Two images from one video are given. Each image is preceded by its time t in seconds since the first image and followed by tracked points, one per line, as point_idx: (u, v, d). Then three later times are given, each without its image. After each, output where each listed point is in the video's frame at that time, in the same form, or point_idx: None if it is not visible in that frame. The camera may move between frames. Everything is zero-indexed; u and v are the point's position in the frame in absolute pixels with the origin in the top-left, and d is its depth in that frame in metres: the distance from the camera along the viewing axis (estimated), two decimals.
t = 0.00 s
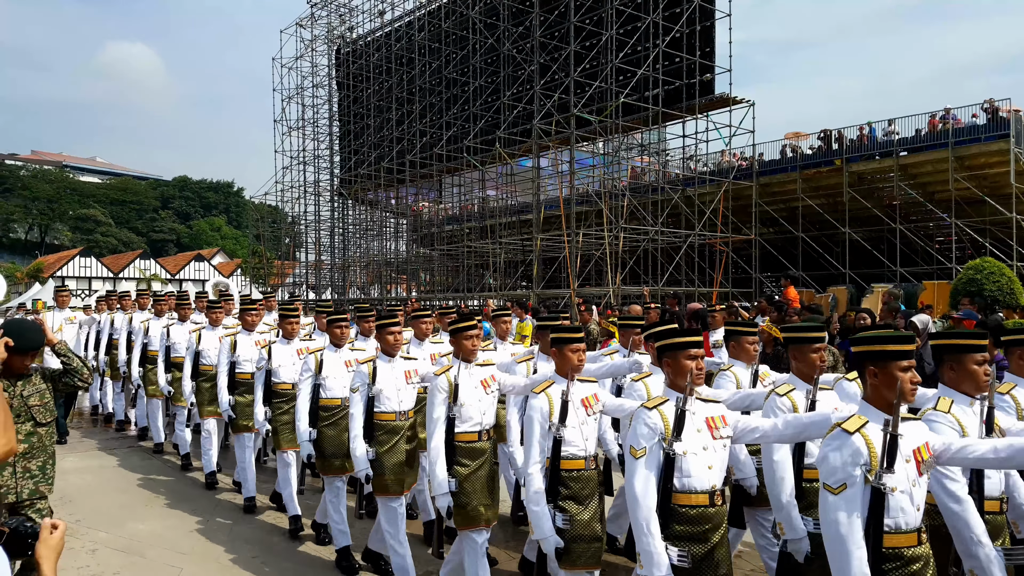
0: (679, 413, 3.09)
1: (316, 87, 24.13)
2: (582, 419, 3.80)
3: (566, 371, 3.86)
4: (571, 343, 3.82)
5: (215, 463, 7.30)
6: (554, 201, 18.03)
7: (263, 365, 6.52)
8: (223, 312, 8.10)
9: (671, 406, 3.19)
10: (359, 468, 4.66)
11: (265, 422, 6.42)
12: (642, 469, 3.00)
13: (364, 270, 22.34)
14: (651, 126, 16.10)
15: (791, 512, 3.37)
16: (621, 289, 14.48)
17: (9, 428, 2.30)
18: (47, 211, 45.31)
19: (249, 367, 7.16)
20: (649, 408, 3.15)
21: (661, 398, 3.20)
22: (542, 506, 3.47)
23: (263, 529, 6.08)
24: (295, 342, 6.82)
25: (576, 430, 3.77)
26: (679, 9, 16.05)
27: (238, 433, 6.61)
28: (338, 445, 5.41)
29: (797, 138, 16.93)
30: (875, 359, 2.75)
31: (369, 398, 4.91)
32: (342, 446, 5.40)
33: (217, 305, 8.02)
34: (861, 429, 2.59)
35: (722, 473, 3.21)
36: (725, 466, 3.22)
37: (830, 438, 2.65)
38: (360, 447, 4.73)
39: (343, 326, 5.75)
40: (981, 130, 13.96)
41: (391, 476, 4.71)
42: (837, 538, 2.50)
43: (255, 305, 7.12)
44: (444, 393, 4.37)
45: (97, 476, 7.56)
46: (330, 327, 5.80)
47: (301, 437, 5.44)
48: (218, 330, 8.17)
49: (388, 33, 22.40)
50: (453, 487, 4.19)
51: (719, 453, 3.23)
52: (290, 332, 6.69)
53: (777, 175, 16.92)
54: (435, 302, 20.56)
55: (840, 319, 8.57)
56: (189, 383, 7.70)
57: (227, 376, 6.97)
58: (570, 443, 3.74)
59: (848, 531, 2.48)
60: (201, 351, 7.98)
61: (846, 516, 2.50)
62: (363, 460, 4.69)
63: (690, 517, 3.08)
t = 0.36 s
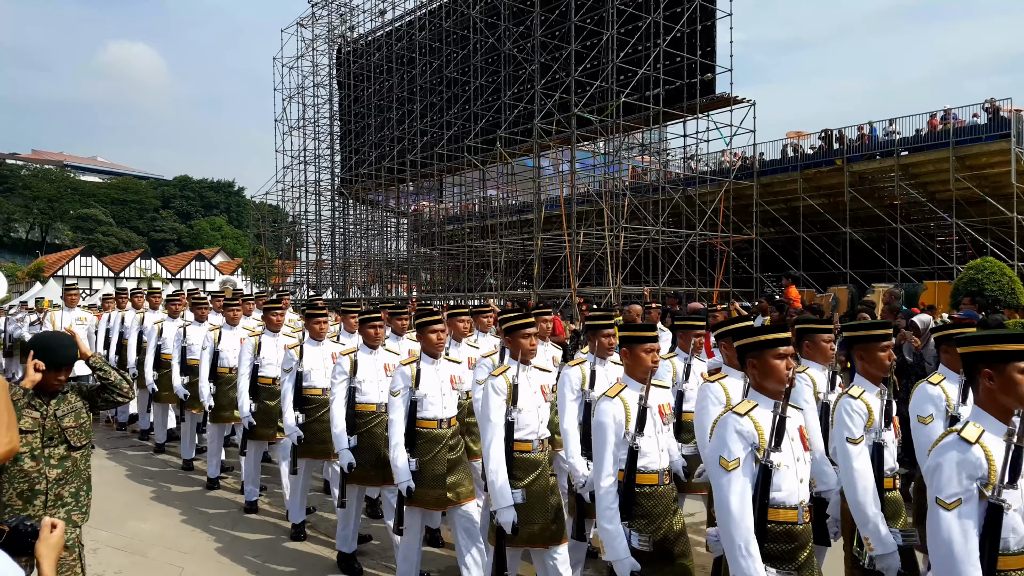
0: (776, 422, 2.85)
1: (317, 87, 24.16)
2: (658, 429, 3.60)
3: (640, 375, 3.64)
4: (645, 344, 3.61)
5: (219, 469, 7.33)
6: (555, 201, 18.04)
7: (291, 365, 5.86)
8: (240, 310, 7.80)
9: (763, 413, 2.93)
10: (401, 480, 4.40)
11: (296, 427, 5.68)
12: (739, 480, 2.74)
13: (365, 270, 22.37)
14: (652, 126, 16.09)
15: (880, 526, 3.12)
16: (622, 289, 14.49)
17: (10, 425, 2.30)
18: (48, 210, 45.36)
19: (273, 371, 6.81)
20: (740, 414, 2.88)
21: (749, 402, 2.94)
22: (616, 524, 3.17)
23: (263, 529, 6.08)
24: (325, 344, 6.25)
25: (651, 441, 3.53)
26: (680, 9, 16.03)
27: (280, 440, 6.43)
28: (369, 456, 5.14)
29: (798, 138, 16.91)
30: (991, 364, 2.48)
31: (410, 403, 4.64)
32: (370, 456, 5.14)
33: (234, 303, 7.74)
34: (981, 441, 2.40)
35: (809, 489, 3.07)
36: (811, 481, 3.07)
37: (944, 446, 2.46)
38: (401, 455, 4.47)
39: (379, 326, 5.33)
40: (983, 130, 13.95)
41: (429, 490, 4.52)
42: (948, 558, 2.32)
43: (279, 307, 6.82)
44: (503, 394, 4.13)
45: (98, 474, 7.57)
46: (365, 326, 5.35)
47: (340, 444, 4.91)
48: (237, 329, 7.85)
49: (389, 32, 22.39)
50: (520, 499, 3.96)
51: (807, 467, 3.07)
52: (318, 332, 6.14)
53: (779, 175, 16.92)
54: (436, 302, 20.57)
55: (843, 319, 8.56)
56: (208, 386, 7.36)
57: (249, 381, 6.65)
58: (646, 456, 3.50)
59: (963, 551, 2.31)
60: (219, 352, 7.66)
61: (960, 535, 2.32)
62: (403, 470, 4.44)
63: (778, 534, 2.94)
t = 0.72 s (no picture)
0: (861, 433, 2.60)
1: (320, 87, 24.19)
2: (722, 437, 3.40)
3: (704, 378, 3.42)
4: (712, 347, 3.39)
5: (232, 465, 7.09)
6: (558, 201, 18.05)
7: (327, 371, 5.53)
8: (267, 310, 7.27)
9: (844, 421, 2.71)
10: (455, 491, 4.12)
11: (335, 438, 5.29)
12: (821, 496, 2.53)
13: (368, 270, 22.39)
14: (655, 127, 16.08)
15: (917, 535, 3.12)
16: (625, 289, 14.49)
17: (16, 425, 2.30)
18: (51, 211, 45.45)
19: (310, 377, 6.34)
20: (819, 423, 2.67)
21: (829, 411, 2.71)
22: (685, 539, 2.95)
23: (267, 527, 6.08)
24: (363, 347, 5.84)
25: (717, 449, 3.37)
26: (683, 9, 16.01)
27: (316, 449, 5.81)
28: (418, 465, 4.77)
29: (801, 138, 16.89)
30: None
31: (463, 408, 4.41)
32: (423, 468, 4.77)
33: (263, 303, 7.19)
34: None
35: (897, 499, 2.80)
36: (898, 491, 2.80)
37: None
38: (454, 464, 4.19)
39: (419, 326, 5.08)
40: (987, 130, 13.92)
41: (490, 503, 4.12)
42: None
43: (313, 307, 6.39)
44: (562, 403, 3.64)
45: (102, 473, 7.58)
46: (404, 329, 5.09)
47: (379, 455, 4.69)
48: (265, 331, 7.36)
49: (392, 32, 22.40)
50: (586, 515, 3.50)
51: (893, 476, 2.80)
52: (356, 334, 5.73)
53: (782, 175, 16.91)
54: (439, 302, 20.57)
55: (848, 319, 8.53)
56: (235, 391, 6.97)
57: (286, 387, 6.16)
58: (711, 464, 3.35)
59: None
60: (246, 355, 7.12)
61: None
62: (458, 482, 4.15)
63: (869, 551, 2.71)
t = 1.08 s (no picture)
0: (930, 449, 2.49)
1: (321, 86, 24.20)
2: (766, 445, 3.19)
3: (747, 381, 3.22)
4: (757, 349, 3.17)
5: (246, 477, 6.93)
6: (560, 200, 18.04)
7: (349, 379, 5.16)
8: (285, 316, 7.00)
9: (906, 433, 2.59)
10: (494, 511, 3.64)
11: (358, 452, 5.02)
12: (884, 515, 2.44)
13: (369, 269, 22.39)
14: (656, 126, 16.07)
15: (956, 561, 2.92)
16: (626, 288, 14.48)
17: (15, 425, 2.27)
18: (52, 210, 45.46)
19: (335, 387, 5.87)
20: (880, 435, 2.56)
21: (893, 423, 2.61)
22: (729, 554, 2.82)
23: (268, 528, 6.03)
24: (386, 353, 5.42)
25: (762, 459, 3.16)
26: (684, 8, 15.99)
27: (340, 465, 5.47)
28: (450, 480, 4.41)
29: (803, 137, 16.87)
30: None
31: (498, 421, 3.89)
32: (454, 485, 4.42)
33: (282, 309, 6.86)
34: None
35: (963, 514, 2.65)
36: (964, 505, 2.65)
37: None
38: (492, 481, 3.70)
39: (449, 333, 4.65)
40: (989, 129, 13.90)
41: (528, 522, 3.76)
42: None
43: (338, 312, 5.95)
44: (597, 411, 3.42)
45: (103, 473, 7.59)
46: (432, 334, 4.66)
47: (408, 472, 4.25)
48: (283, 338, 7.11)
49: (393, 32, 22.38)
50: (625, 531, 3.34)
51: (958, 489, 2.65)
52: (379, 340, 5.24)
53: (784, 174, 16.91)
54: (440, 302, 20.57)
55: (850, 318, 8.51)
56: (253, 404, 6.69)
57: (310, 398, 5.71)
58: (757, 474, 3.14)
59: None
60: (264, 364, 6.92)
61: None
62: (496, 502, 3.65)
63: (936, 571, 2.55)
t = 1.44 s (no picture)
0: None
1: (324, 87, 24.27)
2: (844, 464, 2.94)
3: (822, 392, 2.98)
4: (833, 356, 2.94)
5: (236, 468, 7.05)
6: (563, 200, 18.06)
7: (383, 384, 4.91)
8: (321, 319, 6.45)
9: (1008, 444, 2.39)
10: (531, 519, 3.49)
11: (391, 460, 4.74)
12: (980, 530, 2.26)
13: (372, 269, 22.42)
14: (659, 126, 16.07)
15: None
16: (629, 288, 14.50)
17: (15, 422, 2.28)
18: (57, 210, 45.57)
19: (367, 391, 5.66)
20: (982, 446, 2.36)
21: (991, 432, 2.40)
22: None
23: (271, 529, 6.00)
24: (421, 358, 5.23)
25: (838, 473, 2.90)
26: (687, 8, 15.98)
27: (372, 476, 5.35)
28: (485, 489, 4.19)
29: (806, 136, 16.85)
30: None
31: (538, 423, 3.77)
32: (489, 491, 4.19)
33: (317, 311, 6.34)
34: None
35: None
36: None
37: None
38: (526, 488, 3.56)
39: (492, 334, 4.44)
40: (993, 128, 13.86)
41: (563, 534, 3.66)
42: None
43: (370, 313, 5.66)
44: (644, 416, 3.29)
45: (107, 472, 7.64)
46: (473, 336, 4.47)
47: (452, 482, 3.99)
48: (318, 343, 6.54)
49: (396, 32, 22.38)
50: (668, 547, 3.21)
51: None
52: (415, 343, 5.14)
53: (787, 174, 16.89)
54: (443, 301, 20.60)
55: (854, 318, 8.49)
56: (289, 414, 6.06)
57: (340, 403, 5.44)
58: (830, 493, 2.88)
59: None
60: (298, 372, 6.31)
61: None
62: (533, 510, 3.51)
63: None
